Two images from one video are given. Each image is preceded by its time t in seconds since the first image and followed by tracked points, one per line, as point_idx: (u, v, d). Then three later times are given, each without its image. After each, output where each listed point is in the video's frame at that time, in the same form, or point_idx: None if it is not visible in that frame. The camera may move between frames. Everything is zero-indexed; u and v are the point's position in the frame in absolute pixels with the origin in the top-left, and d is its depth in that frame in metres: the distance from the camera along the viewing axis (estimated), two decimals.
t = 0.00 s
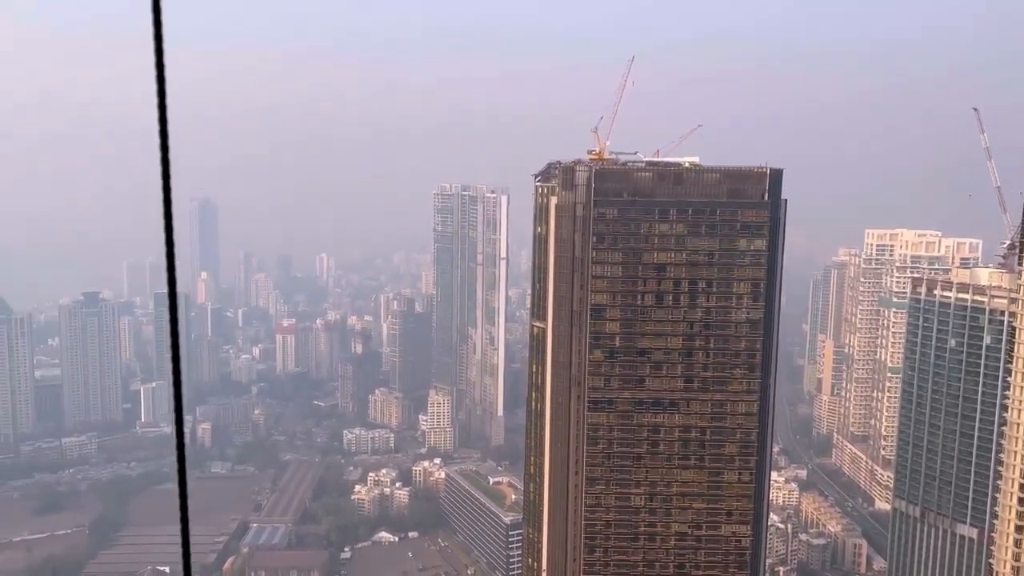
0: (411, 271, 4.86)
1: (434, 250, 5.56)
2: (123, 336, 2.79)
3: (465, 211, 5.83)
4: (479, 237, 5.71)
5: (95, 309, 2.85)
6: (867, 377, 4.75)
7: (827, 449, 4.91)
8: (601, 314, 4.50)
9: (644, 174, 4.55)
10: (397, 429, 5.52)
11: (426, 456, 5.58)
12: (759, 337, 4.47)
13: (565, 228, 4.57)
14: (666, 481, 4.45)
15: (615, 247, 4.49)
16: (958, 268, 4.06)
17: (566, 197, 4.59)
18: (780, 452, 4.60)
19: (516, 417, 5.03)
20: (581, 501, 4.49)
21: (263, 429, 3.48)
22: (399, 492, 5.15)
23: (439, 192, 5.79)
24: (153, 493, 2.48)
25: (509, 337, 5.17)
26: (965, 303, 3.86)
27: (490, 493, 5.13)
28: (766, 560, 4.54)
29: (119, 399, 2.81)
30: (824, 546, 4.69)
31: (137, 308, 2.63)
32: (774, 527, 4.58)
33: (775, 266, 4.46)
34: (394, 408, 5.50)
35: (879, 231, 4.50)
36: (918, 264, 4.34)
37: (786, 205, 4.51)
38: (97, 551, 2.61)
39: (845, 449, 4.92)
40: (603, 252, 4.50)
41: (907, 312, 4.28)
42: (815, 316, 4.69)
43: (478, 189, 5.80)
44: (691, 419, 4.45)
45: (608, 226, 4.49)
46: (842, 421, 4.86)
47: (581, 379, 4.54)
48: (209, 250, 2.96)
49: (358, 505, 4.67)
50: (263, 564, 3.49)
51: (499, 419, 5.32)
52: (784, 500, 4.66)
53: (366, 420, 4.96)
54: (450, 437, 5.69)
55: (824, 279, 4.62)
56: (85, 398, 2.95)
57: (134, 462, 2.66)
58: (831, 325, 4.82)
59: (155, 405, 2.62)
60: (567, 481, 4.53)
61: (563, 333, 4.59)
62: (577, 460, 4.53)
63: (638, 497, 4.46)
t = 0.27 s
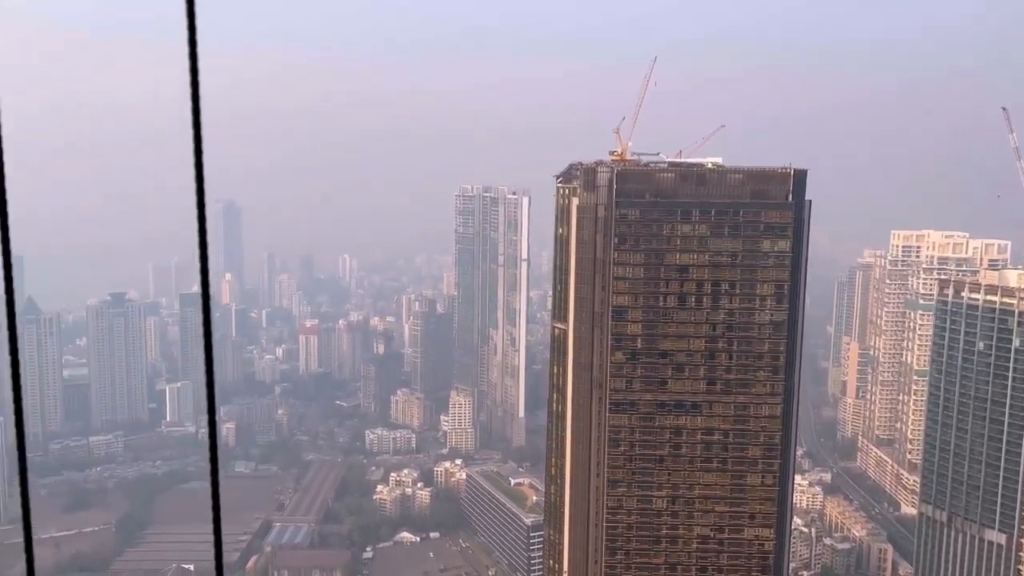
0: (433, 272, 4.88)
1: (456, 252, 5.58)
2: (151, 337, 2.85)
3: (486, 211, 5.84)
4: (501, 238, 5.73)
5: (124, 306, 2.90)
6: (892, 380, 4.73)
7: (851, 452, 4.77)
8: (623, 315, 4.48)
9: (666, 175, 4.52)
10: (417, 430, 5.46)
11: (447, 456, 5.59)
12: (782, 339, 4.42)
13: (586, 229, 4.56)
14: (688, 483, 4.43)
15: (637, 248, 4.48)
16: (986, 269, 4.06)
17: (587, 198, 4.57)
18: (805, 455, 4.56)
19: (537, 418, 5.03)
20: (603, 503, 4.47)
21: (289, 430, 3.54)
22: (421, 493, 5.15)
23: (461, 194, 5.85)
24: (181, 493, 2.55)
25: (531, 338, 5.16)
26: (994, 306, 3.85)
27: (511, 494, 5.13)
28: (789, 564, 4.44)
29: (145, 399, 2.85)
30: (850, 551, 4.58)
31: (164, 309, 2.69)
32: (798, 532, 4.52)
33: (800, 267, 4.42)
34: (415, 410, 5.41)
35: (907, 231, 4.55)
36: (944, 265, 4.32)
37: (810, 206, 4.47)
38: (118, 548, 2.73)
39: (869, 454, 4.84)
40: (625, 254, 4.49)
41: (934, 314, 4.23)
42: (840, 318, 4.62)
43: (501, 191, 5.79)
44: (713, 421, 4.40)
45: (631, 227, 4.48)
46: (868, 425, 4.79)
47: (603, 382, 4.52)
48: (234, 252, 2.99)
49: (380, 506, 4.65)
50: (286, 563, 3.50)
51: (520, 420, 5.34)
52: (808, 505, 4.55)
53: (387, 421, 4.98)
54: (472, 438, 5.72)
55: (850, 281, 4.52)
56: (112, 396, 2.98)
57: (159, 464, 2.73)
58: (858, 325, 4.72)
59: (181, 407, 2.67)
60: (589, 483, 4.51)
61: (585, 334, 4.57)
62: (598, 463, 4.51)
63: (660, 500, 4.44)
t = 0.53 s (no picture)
0: (454, 273, 4.89)
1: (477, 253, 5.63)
2: (175, 338, 2.99)
3: (507, 213, 5.77)
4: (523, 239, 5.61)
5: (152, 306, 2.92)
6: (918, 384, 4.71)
7: (878, 457, 4.89)
8: (645, 317, 4.47)
9: (689, 176, 4.49)
10: (439, 431, 5.55)
11: (468, 457, 5.60)
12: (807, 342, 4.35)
13: (608, 231, 4.55)
14: (711, 487, 4.40)
15: (659, 250, 4.46)
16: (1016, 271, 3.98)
17: (609, 199, 4.55)
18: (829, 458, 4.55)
19: (558, 420, 5.02)
20: (624, 505, 4.46)
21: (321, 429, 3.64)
22: (442, 493, 5.13)
23: (483, 195, 5.83)
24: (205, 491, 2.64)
25: (552, 339, 5.15)
26: None
27: (533, 496, 5.11)
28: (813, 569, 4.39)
29: (170, 399, 2.94)
30: (875, 556, 4.57)
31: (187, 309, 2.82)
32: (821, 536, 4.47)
33: (824, 269, 4.38)
34: (435, 412, 5.53)
35: (935, 232, 4.53)
36: (974, 267, 4.25)
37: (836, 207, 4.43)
38: (148, 547, 2.78)
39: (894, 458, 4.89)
40: (647, 255, 4.47)
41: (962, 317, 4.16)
42: (865, 321, 4.61)
43: (524, 193, 5.70)
44: (737, 424, 4.40)
45: (653, 229, 4.46)
46: (893, 428, 4.84)
47: (625, 384, 4.48)
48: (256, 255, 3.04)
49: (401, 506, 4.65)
50: (309, 562, 3.50)
51: (541, 423, 5.31)
52: (833, 509, 4.56)
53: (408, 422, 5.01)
54: (493, 441, 5.76)
55: (875, 283, 4.54)
56: (137, 396, 3.00)
57: (184, 461, 2.85)
58: (883, 329, 4.72)
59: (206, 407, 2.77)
60: (609, 486, 4.50)
61: (606, 336, 4.56)
62: (619, 465, 4.48)
63: (682, 503, 4.41)
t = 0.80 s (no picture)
0: (476, 275, 4.89)
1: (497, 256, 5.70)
2: (199, 340, 3.06)
3: (528, 216, 5.73)
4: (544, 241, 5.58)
5: (179, 307, 2.93)
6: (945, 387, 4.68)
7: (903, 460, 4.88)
8: (668, 319, 4.44)
9: (713, 177, 4.45)
10: (461, 432, 5.57)
11: (489, 459, 5.59)
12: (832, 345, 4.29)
13: (629, 232, 4.54)
14: (733, 490, 4.36)
15: (681, 251, 4.44)
16: None
17: (631, 201, 4.54)
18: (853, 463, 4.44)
19: (580, 422, 5.01)
20: (646, 507, 4.44)
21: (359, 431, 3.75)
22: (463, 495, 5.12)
23: (505, 197, 5.84)
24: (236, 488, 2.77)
25: (574, 341, 5.14)
26: None
27: (555, 499, 5.08)
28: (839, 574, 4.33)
29: (195, 399, 3.09)
30: (901, 562, 4.44)
31: (211, 310, 2.91)
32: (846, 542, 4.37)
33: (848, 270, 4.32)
34: (458, 414, 5.64)
35: (962, 234, 4.48)
36: (1001, 269, 4.22)
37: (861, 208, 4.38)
38: (174, 546, 2.83)
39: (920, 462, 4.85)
40: (670, 257, 4.45)
41: (990, 320, 4.09)
42: (892, 324, 4.56)
43: (544, 195, 5.70)
44: (760, 427, 4.37)
45: (675, 231, 4.45)
46: (919, 432, 4.80)
47: (647, 387, 4.45)
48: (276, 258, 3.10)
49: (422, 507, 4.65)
50: (331, 562, 3.52)
51: (563, 425, 5.27)
52: (858, 514, 4.48)
53: (431, 423, 5.02)
54: (514, 443, 5.71)
55: (902, 285, 4.54)
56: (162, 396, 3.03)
57: (209, 460, 3.01)
58: (909, 331, 4.67)
59: (230, 406, 2.96)
60: (631, 488, 4.49)
61: (629, 338, 4.53)
62: (641, 468, 4.47)
63: (705, 506, 4.38)
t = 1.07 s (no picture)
0: (497, 277, 4.88)
1: (518, 257, 5.63)
2: (225, 339, 3.12)
3: (550, 218, 5.74)
4: (564, 243, 5.59)
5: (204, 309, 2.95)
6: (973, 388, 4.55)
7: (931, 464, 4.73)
8: (690, 322, 4.41)
9: (736, 178, 4.42)
10: (483, 434, 5.66)
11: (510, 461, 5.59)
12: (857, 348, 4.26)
13: (651, 235, 4.52)
14: (757, 495, 4.31)
15: (705, 253, 4.42)
16: None
17: (653, 203, 4.53)
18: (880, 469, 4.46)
19: (601, 425, 5.00)
20: (668, 511, 4.41)
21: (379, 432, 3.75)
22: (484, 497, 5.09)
23: (526, 199, 5.83)
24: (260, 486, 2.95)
25: (595, 343, 5.12)
26: None
27: (576, 502, 5.07)
28: None
29: (220, 400, 3.19)
30: (927, 567, 4.40)
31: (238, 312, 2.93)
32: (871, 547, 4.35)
33: (874, 273, 4.28)
34: (480, 415, 5.73)
35: (990, 236, 4.43)
36: None
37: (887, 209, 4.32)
38: (198, 546, 2.81)
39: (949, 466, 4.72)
40: (692, 259, 4.43)
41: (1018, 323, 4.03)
42: (917, 327, 4.47)
43: (565, 197, 5.73)
44: (784, 431, 4.30)
45: (697, 232, 4.44)
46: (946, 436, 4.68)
47: (669, 389, 4.46)
48: (296, 258, 3.13)
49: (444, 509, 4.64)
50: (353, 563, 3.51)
51: (584, 427, 5.27)
52: (883, 520, 4.46)
53: (452, 425, 5.02)
54: (535, 445, 5.74)
55: (929, 289, 4.45)
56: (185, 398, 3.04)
57: (232, 461, 3.11)
58: (936, 333, 4.56)
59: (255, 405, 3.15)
60: (653, 491, 4.46)
61: (651, 341, 4.49)
62: (664, 471, 4.46)
63: (728, 510, 4.34)
